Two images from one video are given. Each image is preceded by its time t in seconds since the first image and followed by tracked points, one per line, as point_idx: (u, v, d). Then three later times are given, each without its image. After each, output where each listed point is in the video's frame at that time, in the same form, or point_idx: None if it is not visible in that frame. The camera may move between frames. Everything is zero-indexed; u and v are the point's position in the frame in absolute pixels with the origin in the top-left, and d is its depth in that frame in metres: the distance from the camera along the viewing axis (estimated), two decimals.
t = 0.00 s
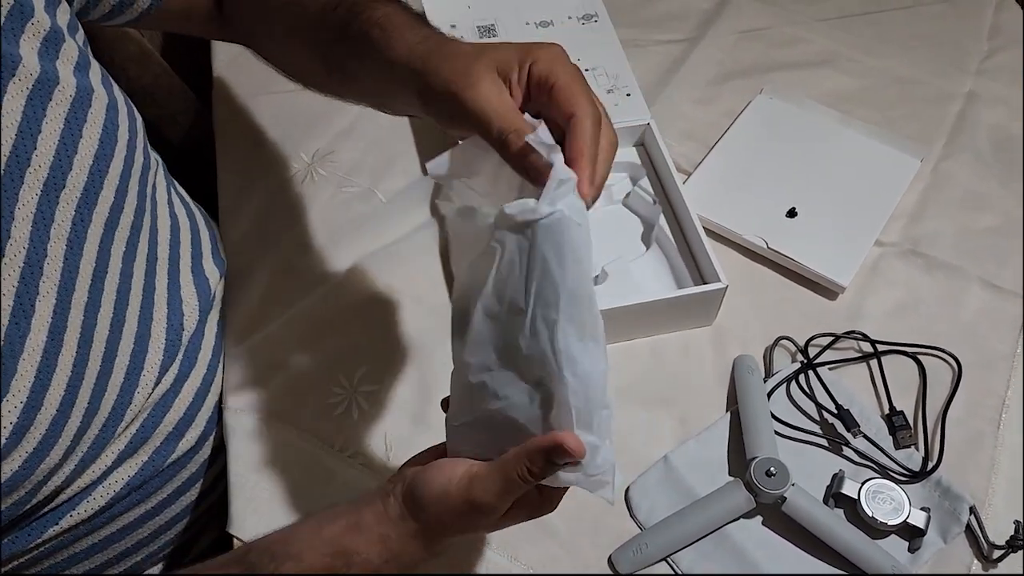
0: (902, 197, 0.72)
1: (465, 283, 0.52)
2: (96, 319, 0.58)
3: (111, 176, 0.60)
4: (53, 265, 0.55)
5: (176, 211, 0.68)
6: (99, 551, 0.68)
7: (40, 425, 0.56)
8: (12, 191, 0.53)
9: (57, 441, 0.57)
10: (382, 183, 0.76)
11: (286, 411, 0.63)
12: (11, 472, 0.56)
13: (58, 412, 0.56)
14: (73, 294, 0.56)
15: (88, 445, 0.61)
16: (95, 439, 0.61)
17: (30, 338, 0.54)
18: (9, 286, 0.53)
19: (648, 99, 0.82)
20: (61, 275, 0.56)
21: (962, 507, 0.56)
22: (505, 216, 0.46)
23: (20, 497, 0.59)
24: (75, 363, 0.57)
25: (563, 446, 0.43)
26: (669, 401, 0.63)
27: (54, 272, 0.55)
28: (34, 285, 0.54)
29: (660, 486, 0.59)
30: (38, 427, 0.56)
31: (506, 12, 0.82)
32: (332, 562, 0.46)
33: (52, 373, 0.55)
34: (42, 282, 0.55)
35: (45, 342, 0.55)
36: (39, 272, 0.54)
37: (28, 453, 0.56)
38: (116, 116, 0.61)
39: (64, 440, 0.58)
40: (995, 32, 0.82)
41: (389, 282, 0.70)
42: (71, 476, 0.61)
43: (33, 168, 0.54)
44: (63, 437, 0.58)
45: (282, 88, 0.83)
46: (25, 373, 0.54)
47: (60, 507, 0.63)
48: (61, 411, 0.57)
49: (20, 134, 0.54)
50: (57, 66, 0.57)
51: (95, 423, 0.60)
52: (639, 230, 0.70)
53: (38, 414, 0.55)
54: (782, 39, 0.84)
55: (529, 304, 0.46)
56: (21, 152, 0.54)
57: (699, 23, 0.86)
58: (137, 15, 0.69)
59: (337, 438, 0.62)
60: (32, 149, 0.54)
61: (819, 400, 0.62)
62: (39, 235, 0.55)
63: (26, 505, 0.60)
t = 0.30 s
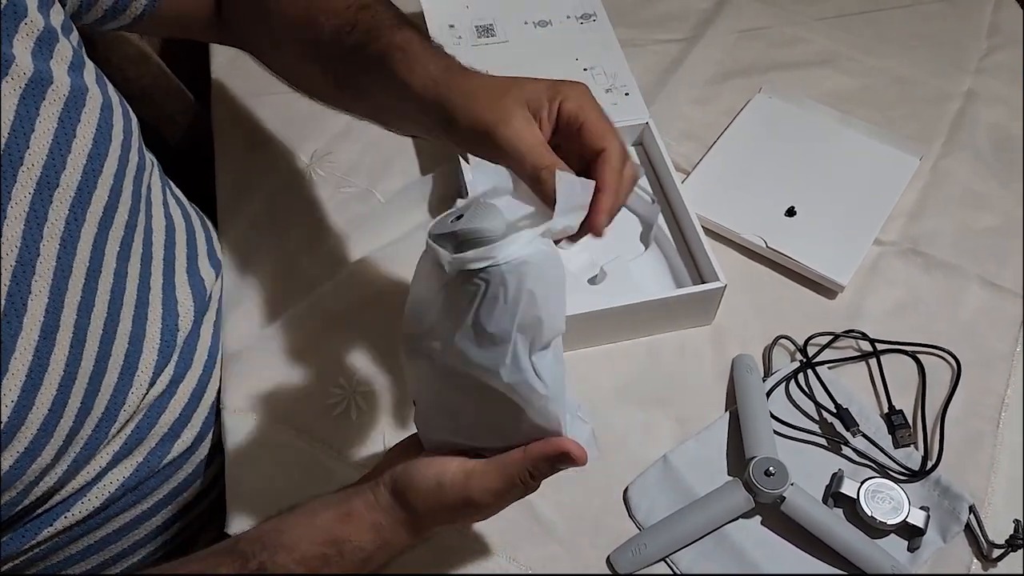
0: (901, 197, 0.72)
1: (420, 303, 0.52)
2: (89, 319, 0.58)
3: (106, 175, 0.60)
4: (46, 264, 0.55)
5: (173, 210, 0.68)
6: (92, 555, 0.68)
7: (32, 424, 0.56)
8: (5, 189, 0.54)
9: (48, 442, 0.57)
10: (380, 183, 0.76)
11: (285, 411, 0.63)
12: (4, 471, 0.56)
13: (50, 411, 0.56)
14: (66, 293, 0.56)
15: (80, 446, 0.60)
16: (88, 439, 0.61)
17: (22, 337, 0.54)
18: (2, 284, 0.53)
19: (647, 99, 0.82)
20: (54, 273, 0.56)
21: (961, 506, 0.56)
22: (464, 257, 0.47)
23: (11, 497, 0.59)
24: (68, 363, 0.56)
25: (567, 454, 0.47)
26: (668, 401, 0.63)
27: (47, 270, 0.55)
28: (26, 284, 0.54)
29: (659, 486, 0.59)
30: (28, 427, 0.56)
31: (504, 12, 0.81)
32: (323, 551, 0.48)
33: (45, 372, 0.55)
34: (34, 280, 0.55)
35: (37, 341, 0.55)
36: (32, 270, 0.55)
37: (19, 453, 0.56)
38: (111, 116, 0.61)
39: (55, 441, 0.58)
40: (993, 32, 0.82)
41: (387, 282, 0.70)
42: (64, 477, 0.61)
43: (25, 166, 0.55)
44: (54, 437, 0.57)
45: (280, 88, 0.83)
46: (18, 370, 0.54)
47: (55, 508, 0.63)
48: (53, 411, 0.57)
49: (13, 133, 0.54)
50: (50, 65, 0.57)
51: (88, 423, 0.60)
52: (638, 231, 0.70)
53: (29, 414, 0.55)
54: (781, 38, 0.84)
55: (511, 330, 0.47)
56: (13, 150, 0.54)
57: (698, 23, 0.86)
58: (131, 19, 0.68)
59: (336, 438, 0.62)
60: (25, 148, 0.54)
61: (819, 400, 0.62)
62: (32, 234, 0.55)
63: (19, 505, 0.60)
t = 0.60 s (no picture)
0: (900, 195, 0.72)
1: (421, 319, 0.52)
2: (90, 320, 0.57)
3: (107, 175, 0.60)
4: (48, 264, 0.55)
5: (172, 210, 0.68)
6: (94, 552, 0.68)
7: (31, 424, 0.56)
8: (7, 190, 0.53)
9: (48, 441, 0.57)
10: (379, 182, 0.76)
11: (284, 410, 0.63)
12: (4, 471, 0.56)
13: (50, 412, 0.56)
14: (67, 294, 0.56)
15: (81, 445, 0.60)
16: (89, 438, 0.60)
17: (22, 337, 0.54)
18: (3, 285, 0.53)
19: (645, 97, 0.81)
20: (56, 273, 0.55)
21: (961, 504, 0.56)
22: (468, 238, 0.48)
23: (12, 497, 0.59)
24: (68, 363, 0.56)
25: (570, 453, 0.46)
26: (667, 400, 0.63)
27: (49, 270, 0.55)
28: (27, 284, 0.54)
29: (658, 485, 0.59)
30: (29, 426, 0.55)
31: (501, 10, 0.81)
32: (310, 563, 0.47)
33: (45, 372, 0.55)
34: (36, 281, 0.54)
35: (38, 341, 0.54)
36: (33, 271, 0.54)
37: (19, 452, 0.56)
38: (110, 116, 0.61)
39: (55, 440, 0.58)
40: (992, 29, 0.82)
41: (386, 281, 0.69)
42: (66, 476, 0.61)
43: (27, 167, 0.54)
44: (55, 436, 0.57)
45: (278, 86, 0.83)
46: (16, 373, 0.54)
47: (57, 507, 0.63)
48: (53, 410, 0.56)
49: (14, 133, 0.54)
50: (50, 65, 0.56)
51: (88, 424, 0.60)
52: (637, 228, 0.71)
53: (30, 414, 0.55)
54: (779, 37, 0.84)
55: (512, 318, 0.47)
56: (15, 150, 0.54)
57: (696, 21, 0.86)
58: (123, 10, 0.69)
59: (335, 438, 0.62)
60: (26, 148, 0.54)
61: (818, 398, 0.62)
62: (34, 234, 0.55)
63: (19, 505, 0.60)
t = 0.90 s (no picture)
0: (906, 192, 0.72)
1: (444, 315, 0.53)
2: (96, 314, 0.57)
3: (113, 169, 0.59)
4: (54, 256, 0.55)
5: (177, 206, 0.68)
6: (98, 549, 0.68)
7: (37, 418, 0.55)
8: (14, 183, 0.53)
9: (55, 434, 0.57)
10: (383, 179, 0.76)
11: (289, 407, 0.63)
12: (9, 466, 0.55)
13: (55, 405, 0.56)
14: (74, 287, 0.56)
15: (86, 441, 0.60)
16: (94, 433, 0.60)
17: (28, 329, 0.53)
18: (9, 278, 0.53)
19: (650, 95, 0.81)
20: (62, 266, 0.55)
21: (968, 503, 0.56)
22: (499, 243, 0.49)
23: (16, 493, 0.58)
24: (74, 356, 0.56)
25: (592, 448, 0.46)
26: (673, 398, 0.63)
27: (55, 263, 0.55)
28: (34, 277, 0.54)
29: (664, 483, 0.59)
30: (34, 420, 0.55)
31: (506, 7, 0.81)
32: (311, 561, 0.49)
33: (51, 364, 0.55)
34: (43, 274, 0.54)
35: (44, 333, 0.54)
36: (40, 263, 0.54)
37: (24, 445, 0.56)
38: (116, 111, 0.60)
39: (61, 434, 0.57)
40: (998, 26, 0.82)
41: (390, 279, 0.69)
42: (70, 473, 0.61)
43: (35, 160, 0.54)
44: (61, 429, 0.57)
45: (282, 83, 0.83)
46: (22, 365, 0.53)
47: (61, 503, 0.63)
48: (59, 403, 0.56)
49: (22, 126, 0.53)
50: (56, 59, 0.56)
51: (93, 419, 0.59)
52: (642, 226, 0.71)
53: (35, 407, 0.55)
54: (784, 34, 0.84)
55: (536, 320, 0.48)
56: (23, 143, 0.53)
57: (701, 18, 0.86)
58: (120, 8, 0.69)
59: (340, 436, 0.61)
60: (33, 141, 0.54)
61: (824, 396, 0.62)
62: (41, 227, 0.54)
63: (23, 501, 0.60)
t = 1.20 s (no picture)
0: (917, 192, 0.72)
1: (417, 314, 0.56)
2: (105, 314, 0.57)
3: (123, 169, 0.59)
4: (64, 255, 0.55)
5: (186, 206, 0.68)
6: (107, 551, 0.68)
7: (46, 419, 0.55)
8: (25, 183, 0.53)
9: (65, 434, 0.57)
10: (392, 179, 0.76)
11: (299, 408, 0.63)
12: (17, 468, 0.55)
13: (65, 406, 0.56)
14: (84, 287, 0.56)
15: (95, 442, 0.60)
16: (103, 435, 0.60)
17: (38, 329, 0.53)
18: (19, 278, 0.53)
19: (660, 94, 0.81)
20: (73, 265, 0.55)
21: (984, 504, 0.56)
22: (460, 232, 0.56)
23: (24, 495, 0.58)
24: (84, 356, 0.56)
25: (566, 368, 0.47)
26: (686, 399, 0.62)
27: (66, 262, 0.55)
28: (44, 277, 0.54)
29: (678, 484, 0.58)
30: (43, 420, 0.55)
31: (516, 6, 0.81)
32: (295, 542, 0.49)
33: (60, 364, 0.55)
34: (53, 273, 0.54)
35: (53, 334, 0.54)
36: (50, 263, 0.54)
37: (33, 447, 0.55)
38: (125, 110, 0.60)
39: (70, 436, 0.57)
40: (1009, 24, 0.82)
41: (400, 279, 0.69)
42: (78, 475, 0.60)
43: (45, 159, 0.54)
44: (70, 430, 0.57)
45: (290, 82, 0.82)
46: (32, 365, 0.53)
47: (70, 506, 0.62)
48: (68, 404, 0.56)
49: (33, 126, 0.53)
50: (66, 59, 0.56)
51: (102, 421, 0.59)
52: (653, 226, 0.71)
53: (45, 407, 0.55)
54: (794, 32, 0.83)
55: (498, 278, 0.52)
56: (34, 142, 0.53)
57: (710, 16, 0.85)
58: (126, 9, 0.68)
59: (351, 437, 0.61)
60: (44, 140, 0.54)
61: (838, 398, 0.62)
62: (52, 226, 0.54)
63: (32, 504, 0.59)
